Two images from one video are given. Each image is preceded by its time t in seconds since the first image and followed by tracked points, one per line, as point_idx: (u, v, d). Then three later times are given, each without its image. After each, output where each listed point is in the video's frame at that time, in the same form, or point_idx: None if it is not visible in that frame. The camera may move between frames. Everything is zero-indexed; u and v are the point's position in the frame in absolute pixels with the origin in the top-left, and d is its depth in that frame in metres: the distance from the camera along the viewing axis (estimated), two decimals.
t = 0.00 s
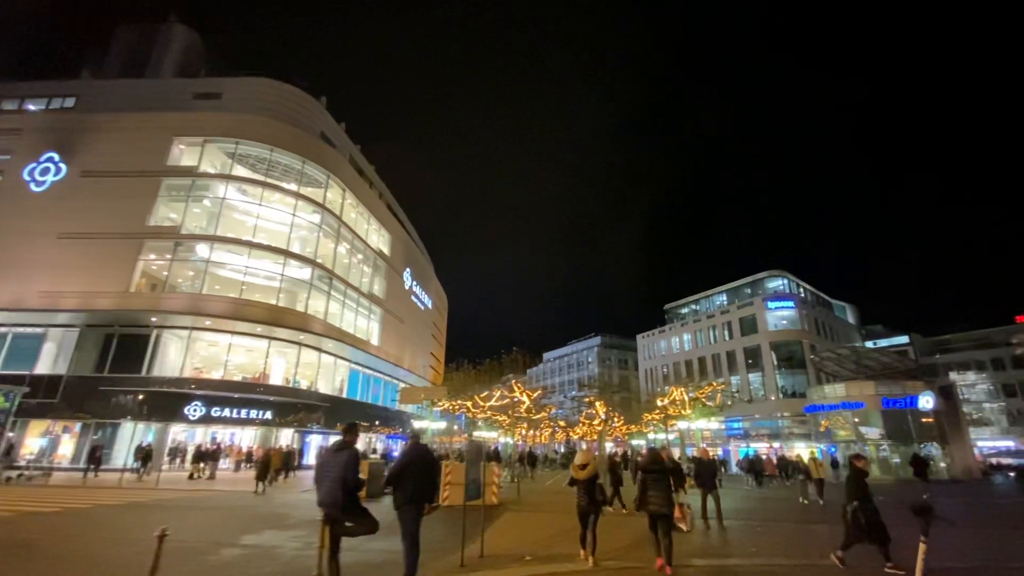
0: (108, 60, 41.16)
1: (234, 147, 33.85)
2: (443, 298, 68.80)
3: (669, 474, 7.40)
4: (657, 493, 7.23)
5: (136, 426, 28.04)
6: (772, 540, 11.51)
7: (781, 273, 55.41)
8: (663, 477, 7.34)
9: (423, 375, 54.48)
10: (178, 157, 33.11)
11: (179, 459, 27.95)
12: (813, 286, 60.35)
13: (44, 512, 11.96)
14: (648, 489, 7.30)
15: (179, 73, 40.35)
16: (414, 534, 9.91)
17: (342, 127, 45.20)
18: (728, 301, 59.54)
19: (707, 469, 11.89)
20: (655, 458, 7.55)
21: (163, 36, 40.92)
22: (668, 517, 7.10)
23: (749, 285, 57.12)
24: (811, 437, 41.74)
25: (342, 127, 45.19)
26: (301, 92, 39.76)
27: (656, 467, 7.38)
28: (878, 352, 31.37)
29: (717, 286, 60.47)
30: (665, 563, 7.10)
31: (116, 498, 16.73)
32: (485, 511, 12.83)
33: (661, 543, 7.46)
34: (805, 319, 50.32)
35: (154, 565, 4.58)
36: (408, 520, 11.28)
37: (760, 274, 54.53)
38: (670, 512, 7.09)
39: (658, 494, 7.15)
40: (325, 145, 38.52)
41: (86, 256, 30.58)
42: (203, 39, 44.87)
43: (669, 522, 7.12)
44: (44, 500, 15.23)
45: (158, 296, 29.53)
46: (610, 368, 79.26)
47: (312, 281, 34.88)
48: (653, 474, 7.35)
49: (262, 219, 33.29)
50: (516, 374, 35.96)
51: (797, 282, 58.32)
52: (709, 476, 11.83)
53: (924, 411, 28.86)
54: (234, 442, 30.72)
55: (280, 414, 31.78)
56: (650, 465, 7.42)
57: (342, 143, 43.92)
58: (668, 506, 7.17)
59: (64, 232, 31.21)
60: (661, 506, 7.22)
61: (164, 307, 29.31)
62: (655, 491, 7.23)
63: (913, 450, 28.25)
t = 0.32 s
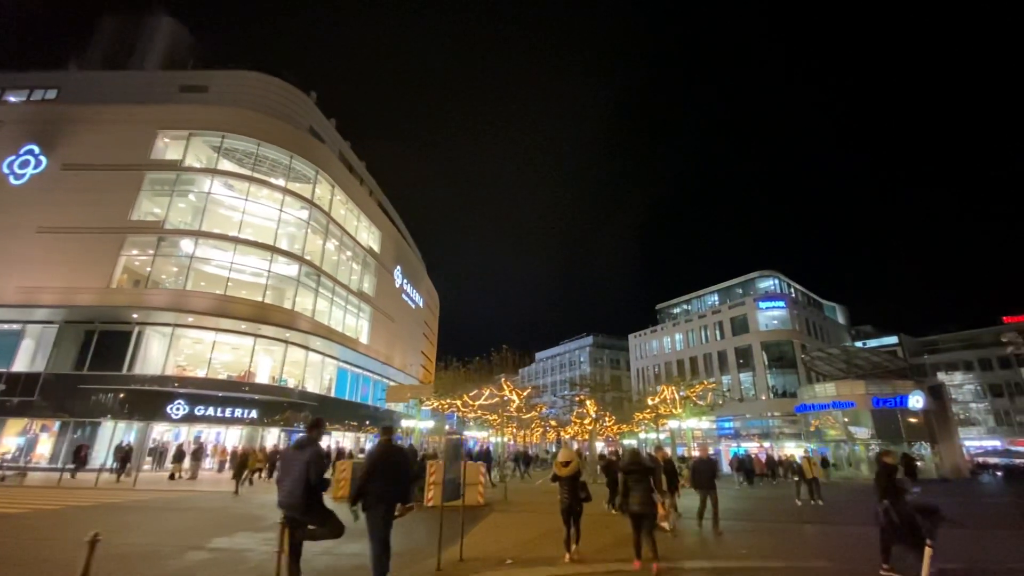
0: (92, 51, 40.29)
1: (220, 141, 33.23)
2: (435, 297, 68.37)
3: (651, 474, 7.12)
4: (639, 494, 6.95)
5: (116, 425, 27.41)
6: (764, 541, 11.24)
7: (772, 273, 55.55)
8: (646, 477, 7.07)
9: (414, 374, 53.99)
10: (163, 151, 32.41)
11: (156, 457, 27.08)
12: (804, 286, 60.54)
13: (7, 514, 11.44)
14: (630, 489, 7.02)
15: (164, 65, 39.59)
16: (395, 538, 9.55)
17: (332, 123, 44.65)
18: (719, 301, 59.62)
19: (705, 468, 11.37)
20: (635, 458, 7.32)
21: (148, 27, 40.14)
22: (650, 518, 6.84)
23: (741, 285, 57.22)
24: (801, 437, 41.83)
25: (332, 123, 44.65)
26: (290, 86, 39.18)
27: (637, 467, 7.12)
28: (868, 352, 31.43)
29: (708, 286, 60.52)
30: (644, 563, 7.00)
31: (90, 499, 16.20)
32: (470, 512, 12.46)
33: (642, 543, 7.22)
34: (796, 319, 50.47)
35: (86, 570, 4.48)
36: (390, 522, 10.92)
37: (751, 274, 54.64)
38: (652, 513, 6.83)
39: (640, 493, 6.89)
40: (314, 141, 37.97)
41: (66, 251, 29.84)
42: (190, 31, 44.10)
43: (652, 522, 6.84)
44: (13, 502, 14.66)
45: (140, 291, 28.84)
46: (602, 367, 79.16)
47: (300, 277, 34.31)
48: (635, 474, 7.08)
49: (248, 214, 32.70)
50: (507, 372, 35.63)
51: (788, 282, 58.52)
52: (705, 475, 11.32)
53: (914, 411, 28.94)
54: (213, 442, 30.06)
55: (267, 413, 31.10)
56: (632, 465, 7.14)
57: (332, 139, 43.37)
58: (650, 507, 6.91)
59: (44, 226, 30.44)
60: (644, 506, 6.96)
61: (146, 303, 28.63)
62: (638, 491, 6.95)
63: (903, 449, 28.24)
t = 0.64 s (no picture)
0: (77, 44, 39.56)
1: (207, 136, 32.66)
2: (428, 296, 67.90)
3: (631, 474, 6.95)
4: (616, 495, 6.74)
5: (98, 425, 26.83)
6: (756, 544, 11.06)
7: (764, 274, 55.59)
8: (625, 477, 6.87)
9: (405, 374, 53.49)
10: (148, 146, 31.81)
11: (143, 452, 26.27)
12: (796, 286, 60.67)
13: None
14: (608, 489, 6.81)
15: (151, 59, 38.93)
16: (375, 546, 9.14)
17: (323, 119, 44.16)
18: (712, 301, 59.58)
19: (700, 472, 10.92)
20: (615, 457, 7.10)
21: (135, 20, 39.48)
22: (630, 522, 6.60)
23: (734, 285, 57.20)
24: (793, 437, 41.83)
25: (323, 119, 44.15)
26: (279, 81, 38.64)
27: (617, 466, 6.90)
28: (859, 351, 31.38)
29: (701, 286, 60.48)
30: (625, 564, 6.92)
31: (67, 501, 15.72)
32: (457, 515, 12.13)
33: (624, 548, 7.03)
34: (788, 319, 50.53)
35: None
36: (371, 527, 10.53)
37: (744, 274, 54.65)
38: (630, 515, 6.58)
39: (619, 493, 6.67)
40: (303, 136, 37.45)
41: (47, 247, 29.15)
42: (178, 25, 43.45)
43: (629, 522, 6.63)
44: None
45: (123, 288, 28.23)
46: (595, 367, 79.00)
47: (288, 275, 33.80)
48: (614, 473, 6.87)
49: (236, 211, 32.16)
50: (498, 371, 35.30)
51: (780, 282, 58.61)
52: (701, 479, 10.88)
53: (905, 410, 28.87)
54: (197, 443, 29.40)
55: (253, 413, 30.87)
56: (612, 465, 6.93)
57: (322, 135, 42.83)
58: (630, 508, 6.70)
59: (24, 221, 29.73)
60: (621, 506, 6.75)
61: (129, 300, 28.03)
62: (616, 491, 6.75)
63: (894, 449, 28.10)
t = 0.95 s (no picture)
0: (60, 35, 38.76)
1: (193, 130, 32.07)
2: (419, 295, 67.40)
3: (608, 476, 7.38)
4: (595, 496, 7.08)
5: (77, 425, 26.14)
6: (742, 544, 10.86)
7: (756, 274, 55.62)
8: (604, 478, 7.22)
9: (396, 373, 53.01)
10: (132, 139, 31.16)
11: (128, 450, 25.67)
12: (788, 287, 60.80)
13: None
14: (587, 490, 7.14)
15: (136, 51, 38.23)
16: (350, 548, 8.74)
17: (313, 115, 43.62)
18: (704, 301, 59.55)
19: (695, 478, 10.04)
20: (595, 460, 7.39)
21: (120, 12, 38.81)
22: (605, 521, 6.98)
23: (725, 285, 57.19)
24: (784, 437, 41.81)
25: (312, 115, 43.61)
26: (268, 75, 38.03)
27: (597, 469, 7.23)
28: (850, 351, 31.39)
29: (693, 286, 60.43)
30: (598, 556, 7.55)
31: (37, 503, 15.18)
32: (440, 517, 11.80)
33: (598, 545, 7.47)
34: (779, 319, 50.59)
35: None
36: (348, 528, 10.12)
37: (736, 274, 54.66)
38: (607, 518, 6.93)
39: (597, 495, 6.99)
40: (292, 131, 36.88)
41: (25, 241, 28.43)
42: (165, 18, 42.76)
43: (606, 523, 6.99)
44: None
45: (104, 284, 27.56)
46: (588, 366, 78.84)
47: (275, 273, 33.26)
48: (594, 476, 7.21)
49: (222, 207, 31.60)
50: (488, 370, 35.00)
51: (772, 282, 58.71)
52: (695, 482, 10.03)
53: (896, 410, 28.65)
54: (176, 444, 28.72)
55: (239, 412, 30.53)
56: (592, 467, 7.26)
57: (312, 131, 42.28)
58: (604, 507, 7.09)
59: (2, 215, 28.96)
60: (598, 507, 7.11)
61: (110, 297, 27.38)
62: (594, 493, 7.07)
63: (883, 449, 28.07)
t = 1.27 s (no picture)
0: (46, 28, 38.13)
1: (181, 124, 31.56)
2: (412, 293, 66.97)
3: (589, 473, 8.26)
4: (579, 493, 8.07)
5: (61, 423, 25.58)
6: (735, 543, 10.69)
7: (750, 274, 55.66)
8: (587, 476, 8.18)
9: (388, 372, 52.61)
10: (118, 133, 30.61)
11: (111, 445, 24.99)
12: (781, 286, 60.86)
13: None
14: (572, 487, 8.10)
15: (124, 45, 37.64)
16: (327, 549, 8.35)
17: (304, 111, 43.17)
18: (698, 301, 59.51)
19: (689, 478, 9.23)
20: (578, 459, 8.29)
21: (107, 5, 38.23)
22: (587, 514, 7.85)
23: (719, 285, 57.21)
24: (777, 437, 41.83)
25: (304, 111, 43.17)
26: (258, 70, 37.55)
27: (580, 467, 8.15)
28: (843, 350, 31.37)
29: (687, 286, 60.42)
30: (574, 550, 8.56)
31: (16, 502, 14.79)
32: (427, 517, 11.48)
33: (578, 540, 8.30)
34: (773, 319, 50.62)
35: None
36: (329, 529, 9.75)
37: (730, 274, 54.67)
38: (588, 511, 7.97)
39: (582, 493, 7.97)
40: (282, 127, 36.42)
41: (8, 236, 27.82)
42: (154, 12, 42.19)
43: (587, 516, 8.03)
44: None
45: (88, 280, 27.00)
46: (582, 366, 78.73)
47: (264, 269, 32.78)
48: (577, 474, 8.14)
49: (210, 202, 31.10)
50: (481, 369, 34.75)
51: (765, 282, 58.78)
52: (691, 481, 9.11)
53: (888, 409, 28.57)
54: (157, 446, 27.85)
55: (227, 410, 30.09)
56: (576, 466, 8.16)
57: (303, 126, 41.79)
58: (586, 502, 7.94)
59: None
60: (581, 503, 8.06)
61: (94, 292, 26.83)
62: (579, 490, 8.04)
63: (875, 449, 28.00)
